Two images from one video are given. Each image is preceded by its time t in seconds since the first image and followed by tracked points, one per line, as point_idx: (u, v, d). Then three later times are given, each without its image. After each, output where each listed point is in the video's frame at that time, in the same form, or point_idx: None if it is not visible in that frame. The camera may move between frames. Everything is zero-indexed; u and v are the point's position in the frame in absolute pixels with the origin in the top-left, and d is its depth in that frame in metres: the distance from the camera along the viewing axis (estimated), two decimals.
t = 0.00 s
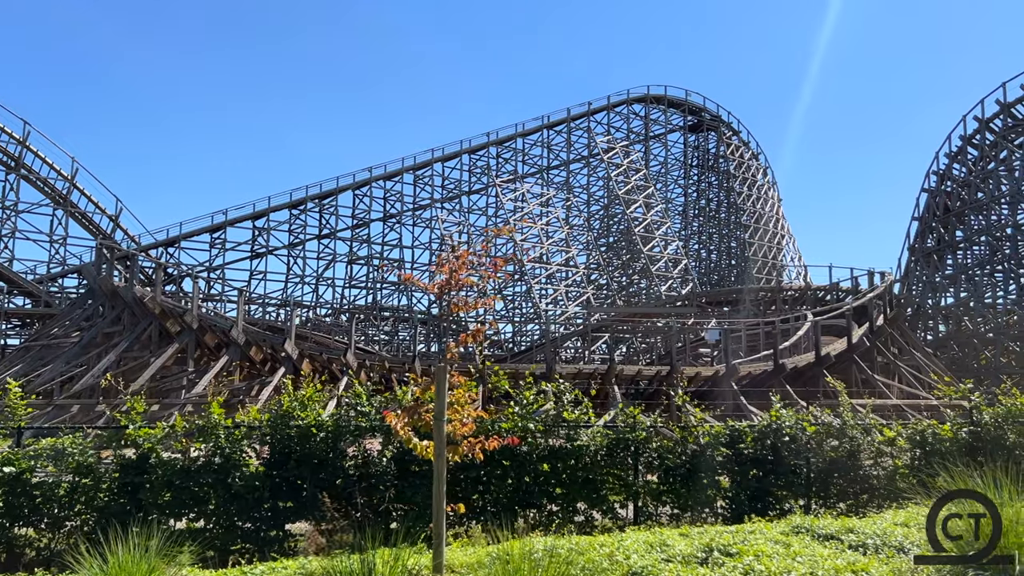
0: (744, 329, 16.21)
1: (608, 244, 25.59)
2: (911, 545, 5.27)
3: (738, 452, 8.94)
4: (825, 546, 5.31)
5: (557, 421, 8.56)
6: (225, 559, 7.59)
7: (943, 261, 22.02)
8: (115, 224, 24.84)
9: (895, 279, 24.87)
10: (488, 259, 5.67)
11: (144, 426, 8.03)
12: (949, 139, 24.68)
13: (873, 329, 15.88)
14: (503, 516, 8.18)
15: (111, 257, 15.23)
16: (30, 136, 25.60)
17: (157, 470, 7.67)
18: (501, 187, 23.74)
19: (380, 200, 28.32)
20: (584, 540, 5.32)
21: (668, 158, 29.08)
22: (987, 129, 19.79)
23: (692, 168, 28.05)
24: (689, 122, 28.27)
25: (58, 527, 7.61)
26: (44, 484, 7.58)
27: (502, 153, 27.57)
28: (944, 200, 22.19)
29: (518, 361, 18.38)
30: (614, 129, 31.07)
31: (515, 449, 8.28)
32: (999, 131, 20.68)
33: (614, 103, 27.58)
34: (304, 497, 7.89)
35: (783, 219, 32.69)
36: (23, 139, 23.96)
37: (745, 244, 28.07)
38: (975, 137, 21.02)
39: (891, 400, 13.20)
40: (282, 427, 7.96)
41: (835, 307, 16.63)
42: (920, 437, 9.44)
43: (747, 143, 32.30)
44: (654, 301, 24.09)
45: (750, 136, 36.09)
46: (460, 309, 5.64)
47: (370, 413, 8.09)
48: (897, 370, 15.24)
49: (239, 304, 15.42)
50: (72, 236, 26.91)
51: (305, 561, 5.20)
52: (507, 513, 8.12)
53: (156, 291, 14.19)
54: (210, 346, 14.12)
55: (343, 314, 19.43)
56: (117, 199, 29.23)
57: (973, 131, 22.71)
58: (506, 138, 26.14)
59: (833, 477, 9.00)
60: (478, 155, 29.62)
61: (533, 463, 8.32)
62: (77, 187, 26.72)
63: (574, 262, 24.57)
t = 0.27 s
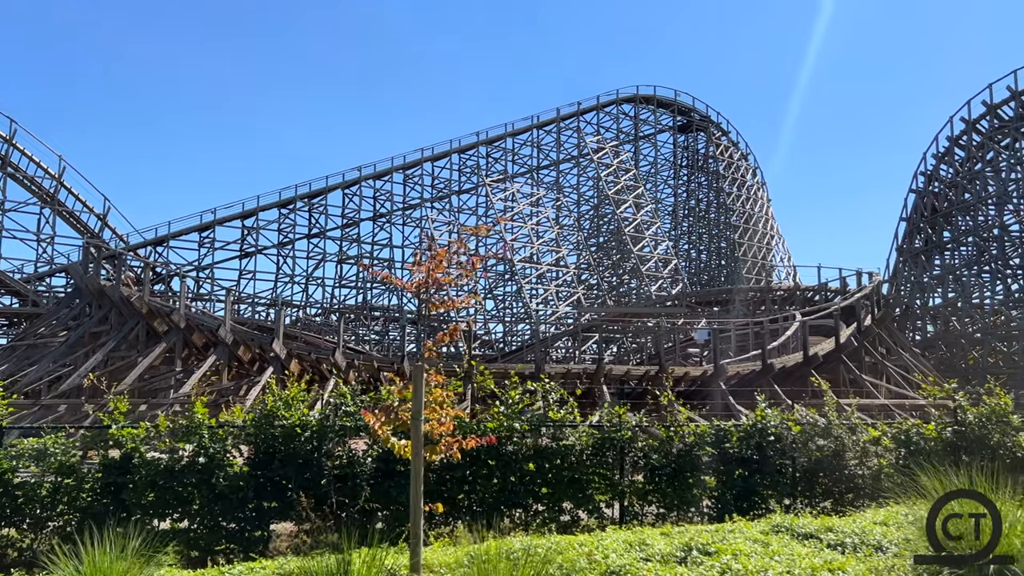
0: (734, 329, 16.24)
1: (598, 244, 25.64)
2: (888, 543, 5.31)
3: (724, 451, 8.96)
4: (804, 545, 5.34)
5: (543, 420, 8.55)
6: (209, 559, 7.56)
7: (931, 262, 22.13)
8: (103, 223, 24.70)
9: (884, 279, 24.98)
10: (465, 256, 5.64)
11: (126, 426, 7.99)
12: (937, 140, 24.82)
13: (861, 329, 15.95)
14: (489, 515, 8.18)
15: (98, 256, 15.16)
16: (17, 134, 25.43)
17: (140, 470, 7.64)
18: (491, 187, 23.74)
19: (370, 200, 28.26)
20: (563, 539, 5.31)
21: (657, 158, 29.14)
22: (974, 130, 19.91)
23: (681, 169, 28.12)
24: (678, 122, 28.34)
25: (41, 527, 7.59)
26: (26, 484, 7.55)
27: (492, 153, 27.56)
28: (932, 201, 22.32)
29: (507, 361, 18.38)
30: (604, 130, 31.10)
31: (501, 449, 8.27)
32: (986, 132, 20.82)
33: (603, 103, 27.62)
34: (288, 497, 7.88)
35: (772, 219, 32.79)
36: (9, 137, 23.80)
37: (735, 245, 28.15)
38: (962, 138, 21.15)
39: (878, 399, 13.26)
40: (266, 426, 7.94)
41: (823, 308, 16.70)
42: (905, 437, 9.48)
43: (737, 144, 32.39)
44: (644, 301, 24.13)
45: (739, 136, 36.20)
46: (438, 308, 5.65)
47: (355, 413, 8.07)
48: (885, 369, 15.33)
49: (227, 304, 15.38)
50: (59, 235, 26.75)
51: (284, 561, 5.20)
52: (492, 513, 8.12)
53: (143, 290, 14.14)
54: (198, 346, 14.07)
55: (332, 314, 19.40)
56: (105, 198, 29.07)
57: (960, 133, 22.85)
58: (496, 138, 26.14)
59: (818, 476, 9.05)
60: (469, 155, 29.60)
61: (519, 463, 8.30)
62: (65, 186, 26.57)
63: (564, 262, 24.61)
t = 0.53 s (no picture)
0: (721, 328, 16.29)
1: (586, 243, 25.67)
2: (862, 542, 5.34)
3: (707, 450, 8.93)
4: (778, 543, 5.38)
5: (526, 419, 8.54)
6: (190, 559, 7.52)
7: (916, 262, 22.27)
8: (88, 222, 24.52)
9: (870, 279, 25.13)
10: (438, 255, 5.61)
11: (106, 426, 7.95)
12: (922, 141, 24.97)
13: (846, 329, 16.04)
14: (472, 515, 8.11)
15: (82, 255, 15.07)
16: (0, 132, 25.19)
17: (120, 470, 7.59)
18: (478, 186, 23.74)
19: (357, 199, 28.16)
20: (538, 539, 5.32)
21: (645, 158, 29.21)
22: (958, 131, 20.04)
23: (669, 169, 28.19)
24: (665, 122, 28.40)
25: (19, 528, 7.51)
26: (4, 484, 7.49)
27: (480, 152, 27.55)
28: (917, 201, 22.47)
29: (494, 360, 18.39)
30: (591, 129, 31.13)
31: (483, 448, 8.25)
32: (970, 133, 20.98)
33: (590, 103, 27.65)
34: (269, 496, 7.88)
35: (760, 219, 32.91)
36: None
37: (722, 245, 28.23)
38: (946, 139, 21.30)
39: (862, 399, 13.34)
40: (247, 426, 7.93)
41: (808, 308, 16.79)
42: (886, 436, 9.53)
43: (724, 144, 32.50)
44: (631, 301, 24.19)
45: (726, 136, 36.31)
46: (410, 306, 5.68)
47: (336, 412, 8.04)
48: (870, 369, 15.42)
49: (212, 303, 15.33)
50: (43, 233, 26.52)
51: (260, 559, 5.20)
52: (475, 512, 8.05)
53: (128, 289, 14.09)
54: (183, 345, 14.04)
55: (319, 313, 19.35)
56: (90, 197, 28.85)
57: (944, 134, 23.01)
58: (484, 137, 26.13)
59: (801, 475, 9.06)
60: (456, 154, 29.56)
61: (502, 462, 8.27)
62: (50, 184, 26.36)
63: (552, 262, 24.65)
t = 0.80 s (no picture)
0: (705, 328, 16.37)
1: (573, 243, 25.72)
2: (834, 539, 5.38)
3: (688, 449, 8.94)
4: (751, 541, 5.42)
5: (507, 418, 8.49)
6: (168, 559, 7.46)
7: (900, 262, 22.44)
8: (71, 220, 24.27)
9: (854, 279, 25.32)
10: (409, 253, 5.63)
11: (83, 425, 7.91)
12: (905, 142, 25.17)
13: (829, 329, 16.20)
14: (453, 514, 8.03)
15: (62, 253, 14.95)
16: None
17: (97, 469, 7.53)
18: (464, 185, 23.73)
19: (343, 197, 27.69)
20: (513, 537, 5.31)
21: (630, 158, 29.28)
22: (941, 132, 20.22)
23: (655, 168, 28.28)
24: (651, 122, 28.46)
25: None
26: None
27: (466, 151, 27.52)
28: (900, 202, 22.65)
29: (479, 359, 18.40)
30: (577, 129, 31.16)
31: (465, 447, 8.16)
32: (952, 134, 21.17)
33: (576, 102, 27.67)
34: (248, 495, 7.84)
35: (745, 219, 33.07)
36: None
37: (708, 245, 28.34)
38: (929, 140, 21.49)
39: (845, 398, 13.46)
40: (226, 425, 7.90)
41: (791, 307, 16.90)
42: (866, 434, 9.61)
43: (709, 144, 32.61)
44: (618, 300, 24.27)
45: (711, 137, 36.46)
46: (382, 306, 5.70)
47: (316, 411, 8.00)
48: (853, 368, 15.56)
49: (195, 301, 15.26)
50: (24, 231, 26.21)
51: (231, 557, 5.23)
52: (456, 511, 7.97)
53: (109, 287, 14.00)
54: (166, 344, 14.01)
55: (304, 312, 19.28)
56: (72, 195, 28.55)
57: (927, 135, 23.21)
58: (470, 135, 26.10)
59: (782, 474, 9.05)
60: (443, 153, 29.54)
61: (483, 460, 8.18)
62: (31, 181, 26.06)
63: (539, 261, 24.68)
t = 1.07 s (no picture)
0: (687, 327, 16.46)
1: (557, 242, 25.79)
2: (805, 536, 5.41)
3: (667, 447, 8.88)
4: (724, 539, 5.47)
5: (486, 417, 8.41)
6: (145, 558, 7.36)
7: (881, 262, 22.66)
8: (51, 218, 24.00)
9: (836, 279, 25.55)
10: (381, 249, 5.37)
11: (57, 423, 7.81)
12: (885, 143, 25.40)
13: (810, 329, 16.39)
14: (432, 514, 7.82)
15: (39, 250, 14.78)
16: None
17: (71, 468, 7.46)
18: (449, 183, 23.71)
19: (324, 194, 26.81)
20: (486, 536, 5.32)
21: (614, 158, 29.37)
22: (921, 133, 20.44)
23: (638, 168, 28.41)
24: (634, 121, 28.56)
25: None
26: None
27: (450, 150, 27.49)
28: (881, 202, 22.87)
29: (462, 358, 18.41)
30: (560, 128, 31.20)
31: (444, 446, 8.06)
32: (932, 135, 21.39)
33: (560, 101, 27.71)
34: (225, 494, 7.79)
35: (728, 219, 33.28)
36: None
37: (692, 244, 28.49)
38: (909, 141, 21.70)
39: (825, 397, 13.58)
40: (202, 424, 7.86)
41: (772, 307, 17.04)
42: (845, 434, 9.54)
43: (692, 144, 32.77)
44: (602, 300, 24.36)
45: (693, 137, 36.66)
46: (355, 303, 5.42)
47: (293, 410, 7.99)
48: (834, 367, 15.70)
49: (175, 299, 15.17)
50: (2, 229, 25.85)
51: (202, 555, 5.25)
52: (434, 510, 7.78)
53: (88, 284, 13.87)
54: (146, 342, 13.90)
55: (286, 311, 19.20)
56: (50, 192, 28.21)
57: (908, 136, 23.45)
58: (454, 133, 26.07)
59: (760, 472, 8.98)
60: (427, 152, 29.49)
61: (462, 459, 8.05)
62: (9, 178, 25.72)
63: (523, 260, 24.72)
